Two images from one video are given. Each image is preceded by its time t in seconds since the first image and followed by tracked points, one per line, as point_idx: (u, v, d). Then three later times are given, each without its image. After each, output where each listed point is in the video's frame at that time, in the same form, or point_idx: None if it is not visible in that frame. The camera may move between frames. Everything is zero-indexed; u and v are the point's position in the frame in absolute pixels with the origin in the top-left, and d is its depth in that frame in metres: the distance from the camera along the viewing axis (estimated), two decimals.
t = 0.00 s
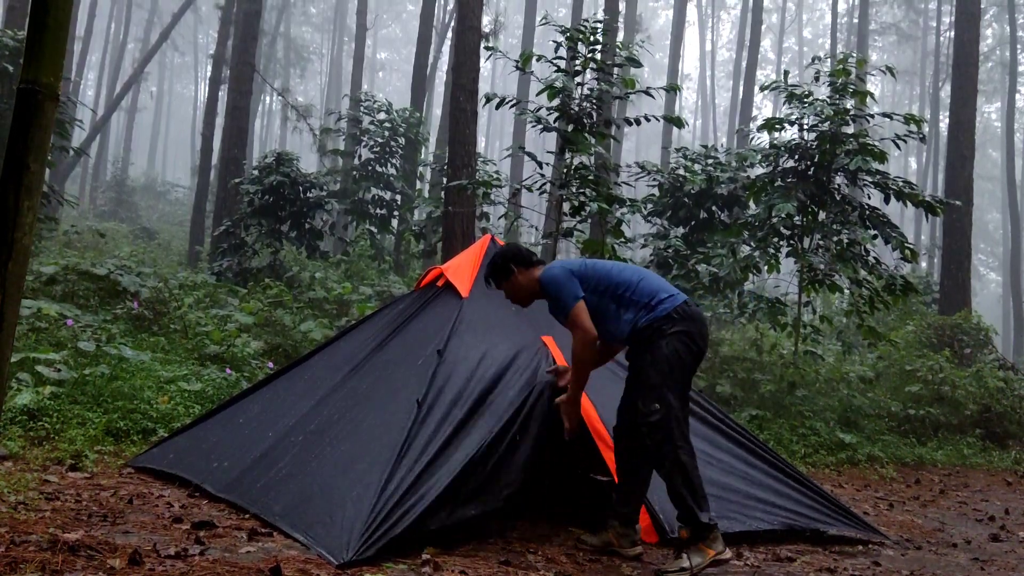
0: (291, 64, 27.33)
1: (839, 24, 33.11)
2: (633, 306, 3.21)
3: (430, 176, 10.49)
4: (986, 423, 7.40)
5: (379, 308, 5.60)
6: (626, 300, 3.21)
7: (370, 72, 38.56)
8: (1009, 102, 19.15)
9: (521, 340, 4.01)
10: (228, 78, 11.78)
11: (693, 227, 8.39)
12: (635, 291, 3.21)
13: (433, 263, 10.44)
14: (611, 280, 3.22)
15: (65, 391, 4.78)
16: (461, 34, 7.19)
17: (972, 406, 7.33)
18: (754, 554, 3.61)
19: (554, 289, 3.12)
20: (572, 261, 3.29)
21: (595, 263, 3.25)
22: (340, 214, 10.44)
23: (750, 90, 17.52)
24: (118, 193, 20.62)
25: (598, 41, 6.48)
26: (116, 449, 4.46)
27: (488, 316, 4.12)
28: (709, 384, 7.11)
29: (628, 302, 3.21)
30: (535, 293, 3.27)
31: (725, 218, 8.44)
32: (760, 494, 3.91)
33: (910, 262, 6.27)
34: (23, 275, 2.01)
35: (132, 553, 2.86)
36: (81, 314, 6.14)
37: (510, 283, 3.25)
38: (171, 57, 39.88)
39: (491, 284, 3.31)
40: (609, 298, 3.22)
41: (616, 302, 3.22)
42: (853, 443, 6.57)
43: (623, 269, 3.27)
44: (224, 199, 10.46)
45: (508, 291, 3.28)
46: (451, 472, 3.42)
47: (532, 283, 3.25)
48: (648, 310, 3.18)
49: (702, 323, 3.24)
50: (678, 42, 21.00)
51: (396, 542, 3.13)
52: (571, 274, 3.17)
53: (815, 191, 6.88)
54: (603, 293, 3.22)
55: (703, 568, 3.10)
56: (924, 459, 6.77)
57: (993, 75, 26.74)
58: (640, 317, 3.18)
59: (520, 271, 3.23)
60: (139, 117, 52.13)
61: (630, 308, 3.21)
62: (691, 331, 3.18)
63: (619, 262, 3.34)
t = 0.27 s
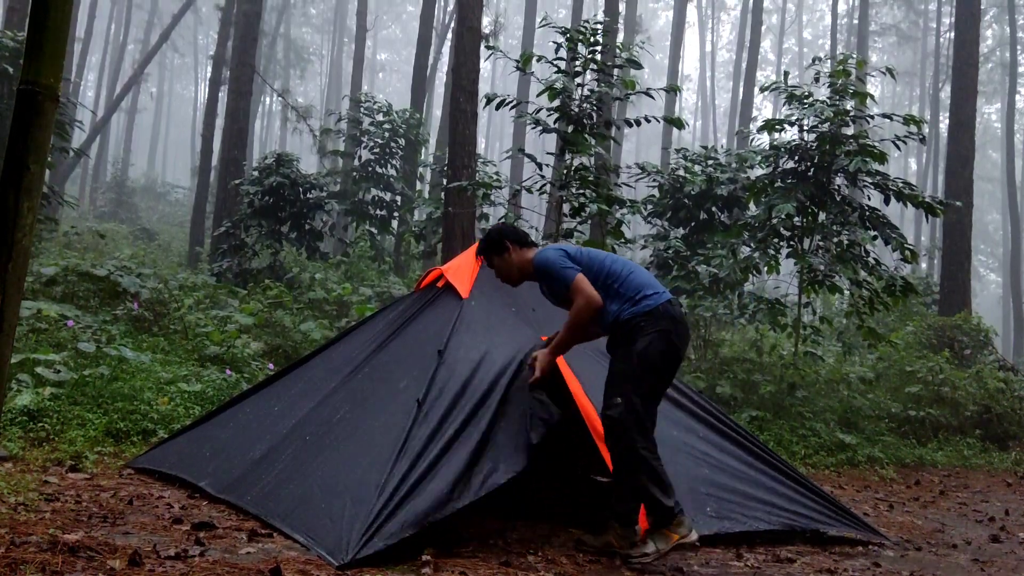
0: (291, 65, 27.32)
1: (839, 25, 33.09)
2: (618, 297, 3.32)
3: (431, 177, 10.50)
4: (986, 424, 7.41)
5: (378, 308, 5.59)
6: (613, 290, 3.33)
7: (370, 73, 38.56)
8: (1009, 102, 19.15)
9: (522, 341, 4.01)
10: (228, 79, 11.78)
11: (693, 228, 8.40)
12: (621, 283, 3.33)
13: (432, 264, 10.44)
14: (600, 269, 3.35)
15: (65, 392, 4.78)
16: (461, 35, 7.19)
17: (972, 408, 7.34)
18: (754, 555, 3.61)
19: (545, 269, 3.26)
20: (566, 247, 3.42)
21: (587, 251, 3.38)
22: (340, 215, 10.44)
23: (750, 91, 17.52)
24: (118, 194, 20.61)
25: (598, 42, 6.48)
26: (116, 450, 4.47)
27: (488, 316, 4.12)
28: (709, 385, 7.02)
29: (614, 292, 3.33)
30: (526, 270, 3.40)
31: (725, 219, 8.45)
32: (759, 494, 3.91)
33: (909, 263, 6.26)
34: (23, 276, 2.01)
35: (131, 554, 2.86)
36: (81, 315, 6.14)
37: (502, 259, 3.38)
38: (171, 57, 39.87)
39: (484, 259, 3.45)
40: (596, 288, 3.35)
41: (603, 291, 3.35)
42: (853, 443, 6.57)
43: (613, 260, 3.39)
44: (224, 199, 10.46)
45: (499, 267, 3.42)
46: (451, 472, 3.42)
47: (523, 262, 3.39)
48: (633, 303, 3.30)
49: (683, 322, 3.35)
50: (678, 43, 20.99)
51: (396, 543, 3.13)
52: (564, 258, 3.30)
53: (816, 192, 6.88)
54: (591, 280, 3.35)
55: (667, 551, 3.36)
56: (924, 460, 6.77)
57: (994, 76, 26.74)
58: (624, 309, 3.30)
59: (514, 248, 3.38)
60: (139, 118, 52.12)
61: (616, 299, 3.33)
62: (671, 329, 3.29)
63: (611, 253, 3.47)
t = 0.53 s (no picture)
0: (291, 66, 27.35)
1: (839, 26, 33.10)
2: (603, 302, 3.31)
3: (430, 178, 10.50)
4: (986, 425, 7.42)
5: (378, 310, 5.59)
6: (598, 294, 3.31)
7: (370, 75, 38.57)
8: (1009, 103, 19.18)
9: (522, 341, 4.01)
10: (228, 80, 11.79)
11: (693, 229, 8.41)
12: (608, 289, 3.30)
13: (433, 265, 10.44)
14: (588, 271, 3.30)
15: (65, 392, 4.78)
16: (461, 36, 7.20)
17: (971, 409, 7.34)
18: (754, 556, 3.60)
19: (529, 269, 3.19)
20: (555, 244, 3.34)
21: (576, 251, 3.30)
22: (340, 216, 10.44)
23: (750, 92, 17.53)
24: (118, 195, 20.62)
25: (598, 43, 6.48)
26: (116, 451, 4.46)
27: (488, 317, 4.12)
28: (708, 385, 6.99)
29: (601, 296, 3.31)
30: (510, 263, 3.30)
31: (725, 220, 8.46)
32: (762, 496, 3.91)
33: (909, 265, 6.27)
34: (23, 277, 2.01)
35: (131, 556, 2.86)
36: (81, 316, 6.14)
37: (489, 251, 3.28)
38: (171, 58, 39.88)
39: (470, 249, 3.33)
40: (583, 290, 3.32)
41: (589, 293, 3.33)
42: (853, 445, 6.58)
43: (602, 262, 3.34)
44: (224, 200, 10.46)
45: (485, 257, 3.30)
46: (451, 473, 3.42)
47: (510, 256, 3.30)
48: (616, 310, 3.28)
49: (667, 331, 3.32)
50: (678, 44, 21.01)
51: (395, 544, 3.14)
52: (551, 258, 3.23)
53: (816, 193, 6.88)
54: (577, 282, 3.31)
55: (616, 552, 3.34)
56: (925, 461, 6.77)
57: (993, 77, 26.77)
58: (607, 315, 3.28)
59: (503, 239, 3.28)
60: (138, 119, 52.16)
61: (600, 303, 3.31)
62: (655, 340, 3.26)
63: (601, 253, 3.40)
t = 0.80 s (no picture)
0: (291, 67, 27.36)
1: (840, 27, 33.11)
2: (591, 308, 3.26)
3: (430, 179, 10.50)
4: (986, 426, 7.43)
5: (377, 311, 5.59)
6: (585, 300, 3.27)
7: (370, 76, 38.57)
8: (1009, 104, 19.20)
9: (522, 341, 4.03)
10: (229, 81, 11.79)
11: (693, 230, 8.42)
12: (593, 295, 3.26)
13: (433, 266, 10.44)
14: (572, 278, 3.26)
15: (65, 394, 4.78)
16: (461, 37, 7.20)
17: (972, 409, 7.34)
18: (754, 557, 3.60)
19: (508, 284, 3.15)
20: (538, 251, 3.30)
21: (558, 259, 3.27)
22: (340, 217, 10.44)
23: (750, 93, 17.53)
24: (118, 196, 20.62)
25: (598, 44, 6.48)
26: (116, 452, 4.46)
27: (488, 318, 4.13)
28: (708, 386, 6.98)
29: (586, 302, 3.26)
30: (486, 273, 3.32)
31: (725, 221, 8.46)
32: (762, 497, 3.91)
33: (909, 265, 6.27)
34: (23, 278, 2.01)
35: (132, 557, 2.86)
36: (81, 317, 6.14)
37: (470, 263, 3.29)
38: (171, 59, 39.88)
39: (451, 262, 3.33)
40: (568, 296, 3.28)
41: (576, 300, 3.29)
42: (853, 445, 6.58)
43: (588, 267, 3.30)
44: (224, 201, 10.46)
45: (467, 268, 3.31)
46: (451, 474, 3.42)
47: (491, 267, 3.30)
48: (604, 315, 3.24)
49: (657, 334, 3.29)
50: (678, 45, 21.01)
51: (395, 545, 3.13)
52: (532, 269, 3.20)
53: (816, 194, 6.88)
54: (562, 291, 3.27)
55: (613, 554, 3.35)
56: (925, 462, 6.77)
57: (993, 78, 26.79)
58: (595, 321, 3.25)
59: (483, 251, 3.26)
60: (138, 120, 52.18)
61: (588, 310, 3.27)
62: (645, 343, 3.23)
63: (585, 258, 3.36)
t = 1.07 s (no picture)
0: (291, 68, 27.34)
1: (840, 28, 33.10)
2: (582, 309, 3.28)
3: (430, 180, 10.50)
4: (986, 427, 7.43)
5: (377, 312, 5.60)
6: (575, 303, 3.28)
7: (370, 76, 38.55)
8: (1009, 104, 19.19)
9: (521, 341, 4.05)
10: (228, 82, 11.78)
11: (693, 231, 8.43)
12: (583, 297, 3.28)
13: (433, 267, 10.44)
14: (561, 282, 3.27)
15: (65, 394, 4.78)
16: (461, 38, 7.20)
17: (972, 410, 7.35)
18: (754, 558, 3.60)
19: (499, 298, 3.11)
20: (524, 260, 3.29)
21: (544, 265, 3.26)
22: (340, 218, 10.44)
23: (750, 93, 17.53)
24: (118, 197, 20.62)
25: (599, 45, 6.48)
26: (116, 453, 4.46)
27: (487, 319, 4.15)
28: (708, 387, 6.97)
29: (577, 304, 3.28)
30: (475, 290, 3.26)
31: (725, 222, 8.46)
32: (761, 498, 3.91)
33: (909, 266, 6.27)
34: (23, 278, 2.01)
35: (132, 557, 2.86)
36: (81, 318, 6.14)
37: (456, 281, 3.24)
38: (171, 60, 39.85)
39: (436, 282, 3.28)
40: (558, 301, 3.28)
41: (566, 303, 3.29)
42: (853, 447, 6.58)
43: (575, 270, 3.31)
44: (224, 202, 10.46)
45: (453, 288, 3.26)
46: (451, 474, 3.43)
47: (479, 282, 3.25)
48: (596, 315, 3.27)
49: (646, 330, 3.34)
50: (678, 46, 21.01)
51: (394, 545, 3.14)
52: (521, 279, 3.18)
53: (816, 195, 6.88)
54: (552, 297, 3.26)
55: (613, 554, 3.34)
56: (925, 463, 6.76)
57: (993, 79, 26.79)
58: (587, 321, 3.27)
59: (468, 268, 3.22)
60: (138, 121, 52.18)
61: (580, 311, 3.29)
62: (635, 340, 3.28)
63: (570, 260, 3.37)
